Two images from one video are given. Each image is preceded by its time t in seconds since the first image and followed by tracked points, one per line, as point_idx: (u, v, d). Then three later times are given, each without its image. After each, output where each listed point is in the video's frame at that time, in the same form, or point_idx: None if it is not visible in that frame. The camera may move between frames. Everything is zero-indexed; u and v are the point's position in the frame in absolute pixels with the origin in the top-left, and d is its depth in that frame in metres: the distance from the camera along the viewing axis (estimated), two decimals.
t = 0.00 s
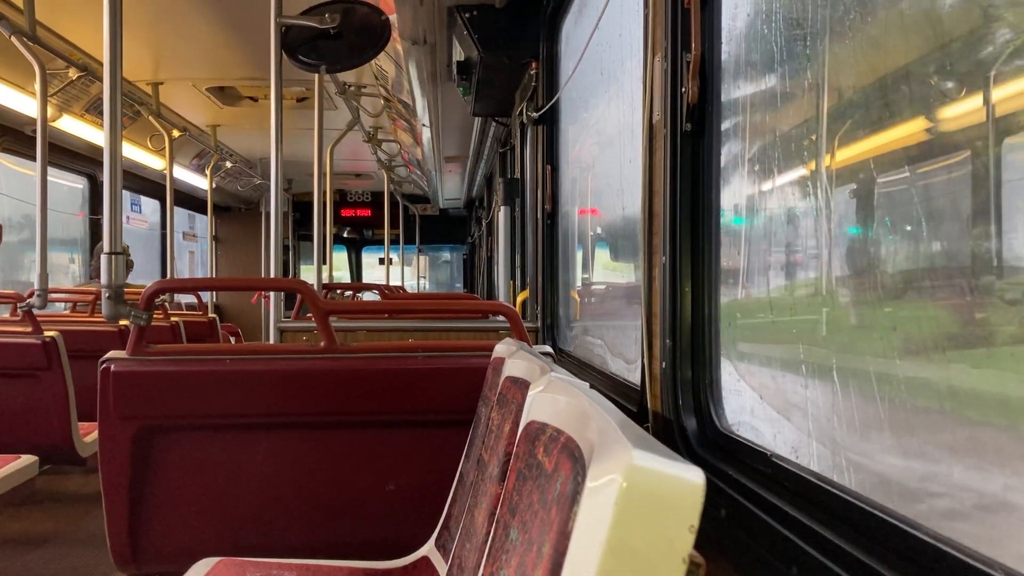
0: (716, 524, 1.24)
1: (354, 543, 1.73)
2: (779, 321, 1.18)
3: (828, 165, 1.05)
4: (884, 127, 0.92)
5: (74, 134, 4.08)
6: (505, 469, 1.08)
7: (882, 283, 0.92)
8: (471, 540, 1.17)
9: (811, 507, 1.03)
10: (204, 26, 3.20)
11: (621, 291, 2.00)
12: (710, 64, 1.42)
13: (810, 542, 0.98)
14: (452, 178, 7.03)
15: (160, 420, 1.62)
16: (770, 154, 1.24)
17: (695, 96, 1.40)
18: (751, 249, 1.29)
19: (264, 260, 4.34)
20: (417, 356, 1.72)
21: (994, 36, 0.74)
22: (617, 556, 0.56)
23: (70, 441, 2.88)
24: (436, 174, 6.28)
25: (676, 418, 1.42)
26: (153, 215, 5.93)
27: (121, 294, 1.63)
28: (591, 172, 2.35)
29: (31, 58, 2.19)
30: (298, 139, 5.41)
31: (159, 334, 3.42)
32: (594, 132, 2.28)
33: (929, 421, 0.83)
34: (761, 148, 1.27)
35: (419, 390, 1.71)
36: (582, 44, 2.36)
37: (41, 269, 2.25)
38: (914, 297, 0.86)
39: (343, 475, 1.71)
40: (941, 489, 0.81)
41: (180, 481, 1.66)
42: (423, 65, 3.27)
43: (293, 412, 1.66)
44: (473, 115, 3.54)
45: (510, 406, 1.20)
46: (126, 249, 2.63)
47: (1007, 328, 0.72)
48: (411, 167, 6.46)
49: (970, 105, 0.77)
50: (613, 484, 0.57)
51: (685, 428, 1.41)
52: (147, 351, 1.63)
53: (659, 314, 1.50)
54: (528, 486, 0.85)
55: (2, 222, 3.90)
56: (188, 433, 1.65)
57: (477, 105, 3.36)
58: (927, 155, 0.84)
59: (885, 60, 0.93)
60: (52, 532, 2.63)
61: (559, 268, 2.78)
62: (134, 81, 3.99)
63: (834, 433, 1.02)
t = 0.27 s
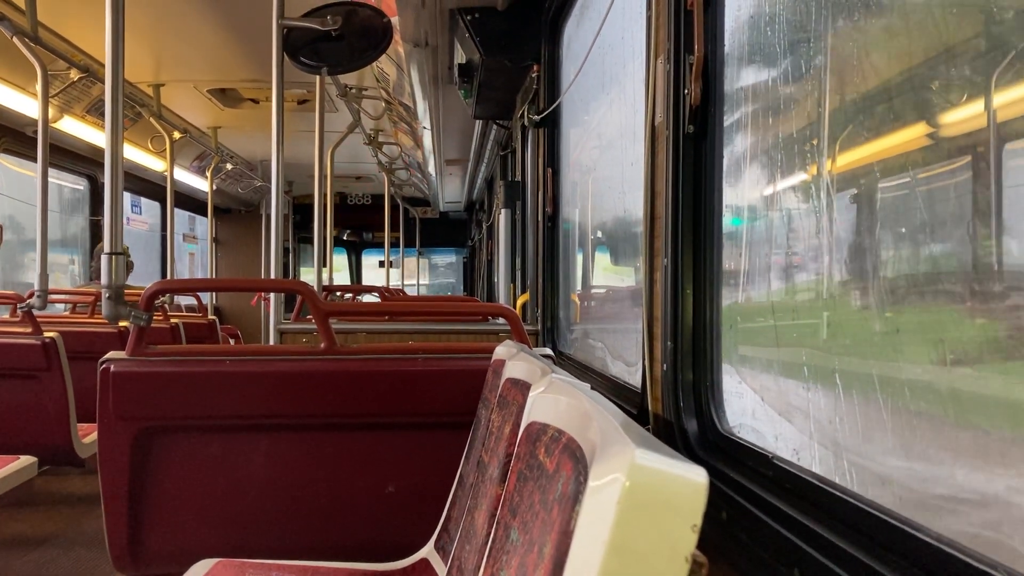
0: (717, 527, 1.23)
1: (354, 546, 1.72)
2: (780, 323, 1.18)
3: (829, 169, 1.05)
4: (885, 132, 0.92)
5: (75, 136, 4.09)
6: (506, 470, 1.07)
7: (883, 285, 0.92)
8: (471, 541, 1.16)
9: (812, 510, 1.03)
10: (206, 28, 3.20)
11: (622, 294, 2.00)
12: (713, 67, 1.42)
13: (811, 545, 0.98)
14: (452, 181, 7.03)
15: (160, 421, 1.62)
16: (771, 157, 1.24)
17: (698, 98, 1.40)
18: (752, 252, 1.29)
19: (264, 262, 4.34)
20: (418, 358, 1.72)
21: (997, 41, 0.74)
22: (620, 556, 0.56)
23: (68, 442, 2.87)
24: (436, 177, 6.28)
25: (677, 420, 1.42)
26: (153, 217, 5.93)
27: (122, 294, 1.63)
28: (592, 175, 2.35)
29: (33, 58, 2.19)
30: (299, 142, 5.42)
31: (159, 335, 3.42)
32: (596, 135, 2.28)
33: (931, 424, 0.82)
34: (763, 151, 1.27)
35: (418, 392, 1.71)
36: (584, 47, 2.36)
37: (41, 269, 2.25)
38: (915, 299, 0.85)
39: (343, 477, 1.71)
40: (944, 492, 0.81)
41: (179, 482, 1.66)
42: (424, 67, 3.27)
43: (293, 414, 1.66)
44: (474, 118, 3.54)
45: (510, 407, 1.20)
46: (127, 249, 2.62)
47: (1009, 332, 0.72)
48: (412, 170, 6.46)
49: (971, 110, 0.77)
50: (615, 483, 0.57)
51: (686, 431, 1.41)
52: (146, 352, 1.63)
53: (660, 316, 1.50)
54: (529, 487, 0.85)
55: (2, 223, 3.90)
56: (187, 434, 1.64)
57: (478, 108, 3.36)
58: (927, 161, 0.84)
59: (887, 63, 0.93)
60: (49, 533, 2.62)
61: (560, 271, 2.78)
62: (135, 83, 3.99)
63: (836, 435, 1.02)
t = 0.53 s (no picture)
0: (712, 530, 1.23)
1: (351, 548, 1.72)
2: (776, 326, 1.18)
3: (828, 171, 1.05)
4: (883, 134, 0.92)
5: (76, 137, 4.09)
6: (502, 473, 1.07)
7: (880, 288, 0.91)
8: (467, 544, 1.16)
9: (807, 513, 1.03)
10: (206, 30, 3.21)
11: (621, 296, 2.00)
12: (709, 70, 1.42)
13: (807, 549, 0.97)
14: (453, 182, 7.04)
15: (158, 423, 1.62)
16: (769, 160, 1.24)
17: (694, 102, 1.41)
18: (750, 256, 1.29)
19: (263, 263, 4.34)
20: (416, 360, 1.72)
21: (993, 44, 0.75)
22: (610, 561, 0.56)
23: (67, 444, 2.88)
24: (437, 179, 6.29)
25: (674, 423, 1.42)
26: (154, 218, 5.94)
27: (120, 297, 1.63)
28: (591, 177, 2.35)
29: (32, 60, 2.20)
30: (300, 143, 5.42)
31: (159, 337, 3.42)
32: (594, 137, 2.28)
33: (926, 427, 0.82)
34: (760, 154, 1.27)
35: (417, 394, 1.71)
36: (582, 50, 2.36)
37: (40, 270, 2.25)
38: (912, 302, 0.85)
39: (340, 479, 1.71)
40: (938, 495, 0.81)
41: (177, 484, 1.66)
42: (423, 69, 3.27)
43: (291, 416, 1.66)
44: (473, 120, 3.54)
45: (507, 410, 1.20)
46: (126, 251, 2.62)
47: (1006, 335, 0.72)
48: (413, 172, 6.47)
49: (968, 113, 0.77)
50: (606, 487, 0.57)
51: (683, 433, 1.41)
52: (145, 354, 1.63)
53: (657, 319, 1.50)
54: (524, 490, 0.85)
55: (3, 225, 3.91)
56: (185, 436, 1.65)
57: (477, 109, 3.36)
58: (926, 162, 0.84)
59: (885, 65, 0.93)
60: (48, 534, 2.63)
61: (559, 273, 2.78)
62: (136, 85, 4.00)
63: (831, 437, 1.01)
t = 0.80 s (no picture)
0: (708, 524, 1.23)
1: (350, 544, 1.72)
2: (774, 323, 1.18)
3: (827, 167, 1.05)
4: (883, 130, 0.92)
5: (75, 135, 4.10)
6: (498, 469, 1.07)
7: (878, 283, 0.91)
8: (464, 539, 1.17)
9: (803, 508, 1.03)
10: (204, 27, 3.21)
11: (619, 293, 2.00)
12: (706, 66, 1.42)
13: (802, 543, 0.98)
14: (453, 180, 7.04)
15: (156, 420, 1.62)
16: (767, 156, 1.23)
17: (690, 97, 1.41)
18: (748, 252, 1.28)
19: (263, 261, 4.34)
20: (414, 357, 1.72)
21: (992, 40, 0.74)
22: (603, 554, 0.56)
23: (67, 441, 2.88)
24: (437, 176, 6.28)
25: (671, 419, 1.42)
26: (153, 216, 5.95)
27: (119, 294, 1.63)
28: (589, 174, 2.35)
29: (31, 57, 2.20)
30: (299, 140, 5.42)
31: (158, 334, 3.43)
32: (593, 134, 2.28)
33: (921, 422, 0.82)
34: (758, 150, 1.27)
35: (415, 390, 1.71)
36: (580, 46, 2.36)
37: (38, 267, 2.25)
38: (909, 297, 0.85)
39: (338, 475, 1.71)
40: (932, 489, 0.81)
41: (175, 481, 1.66)
42: (421, 66, 3.26)
43: (289, 413, 1.66)
44: (472, 117, 3.54)
45: (504, 406, 1.20)
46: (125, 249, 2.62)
47: (1002, 330, 0.72)
48: (413, 169, 6.47)
49: (968, 108, 0.77)
50: (599, 480, 0.57)
51: (680, 429, 1.41)
52: (143, 351, 1.63)
53: (654, 315, 1.50)
54: (520, 485, 0.85)
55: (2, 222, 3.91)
56: (184, 433, 1.65)
57: (476, 106, 3.36)
58: (926, 158, 0.84)
59: (884, 61, 0.92)
60: (47, 531, 2.63)
61: (557, 270, 2.78)
62: (134, 82, 4.00)
63: (826, 432, 1.01)
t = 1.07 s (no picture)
0: (706, 523, 1.23)
1: (349, 542, 1.73)
2: (772, 321, 1.18)
3: (826, 165, 1.05)
4: (882, 128, 0.92)
5: (75, 133, 4.10)
6: (496, 467, 1.08)
7: (876, 282, 0.91)
8: (462, 538, 1.17)
9: (800, 506, 1.03)
10: (203, 25, 3.21)
11: (619, 291, 2.00)
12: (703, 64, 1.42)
13: (799, 542, 0.98)
14: (453, 178, 7.03)
15: (155, 418, 1.63)
16: (766, 154, 1.23)
17: (687, 96, 1.40)
18: (746, 250, 1.28)
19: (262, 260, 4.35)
20: (413, 355, 1.73)
21: (992, 37, 0.74)
22: (597, 553, 0.56)
23: (67, 440, 2.89)
24: (437, 175, 6.28)
25: (669, 417, 1.42)
26: (154, 214, 5.95)
27: (118, 292, 1.64)
28: (588, 172, 2.35)
29: (30, 56, 2.20)
30: (299, 139, 5.42)
31: (159, 333, 3.43)
32: (592, 132, 2.28)
33: (917, 421, 0.82)
34: (756, 149, 1.27)
35: (415, 389, 1.72)
36: (579, 44, 2.36)
37: (37, 266, 2.25)
38: (907, 295, 0.85)
39: (338, 473, 1.72)
40: (927, 487, 0.81)
41: (174, 479, 1.67)
42: (421, 64, 3.26)
43: (288, 411, 1.67)
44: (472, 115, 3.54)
45: (502, 404, 1.20)
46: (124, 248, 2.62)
47: (996, 328, 0.72)
48: (413, 168, 6.46)
49: (967, 106, 0.77)
50: (593, 479, 0.57)
51: (678, 427, 1.41)
52: (142, 350, 1.64)
53: (652, 313, 1.49)
54: (517, 483, 0.85)
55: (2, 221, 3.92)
56: (183, 431, 1.65)
57: (476, 105, 3.36)
58: (925, 156, 0.84)
59: (881, 58, 0.92)
60: (48, 530, 2.64)
61: (557, 268, 2.77)
62: (134, 81, 4.00)
63: (822, 430, 1.01)
